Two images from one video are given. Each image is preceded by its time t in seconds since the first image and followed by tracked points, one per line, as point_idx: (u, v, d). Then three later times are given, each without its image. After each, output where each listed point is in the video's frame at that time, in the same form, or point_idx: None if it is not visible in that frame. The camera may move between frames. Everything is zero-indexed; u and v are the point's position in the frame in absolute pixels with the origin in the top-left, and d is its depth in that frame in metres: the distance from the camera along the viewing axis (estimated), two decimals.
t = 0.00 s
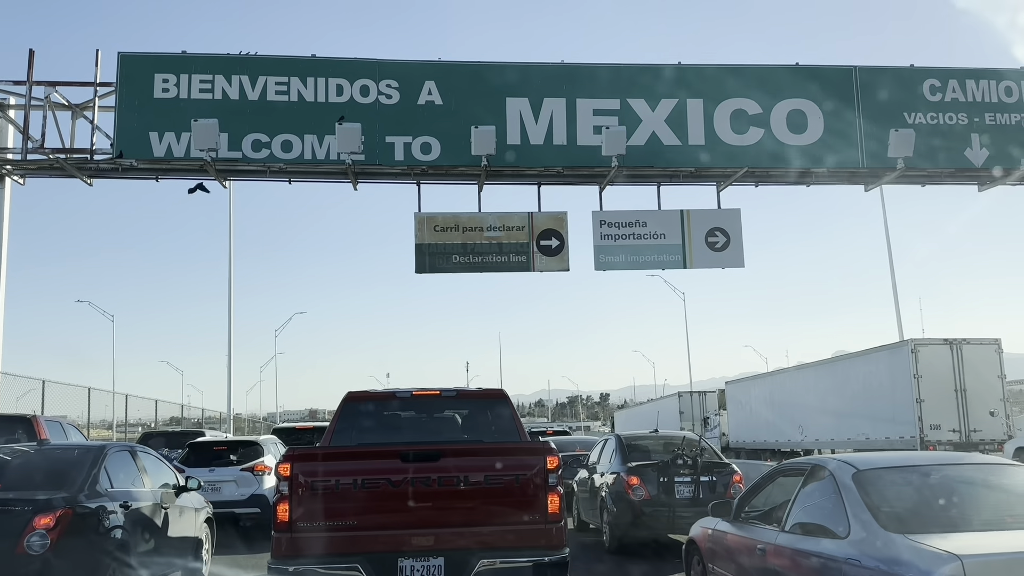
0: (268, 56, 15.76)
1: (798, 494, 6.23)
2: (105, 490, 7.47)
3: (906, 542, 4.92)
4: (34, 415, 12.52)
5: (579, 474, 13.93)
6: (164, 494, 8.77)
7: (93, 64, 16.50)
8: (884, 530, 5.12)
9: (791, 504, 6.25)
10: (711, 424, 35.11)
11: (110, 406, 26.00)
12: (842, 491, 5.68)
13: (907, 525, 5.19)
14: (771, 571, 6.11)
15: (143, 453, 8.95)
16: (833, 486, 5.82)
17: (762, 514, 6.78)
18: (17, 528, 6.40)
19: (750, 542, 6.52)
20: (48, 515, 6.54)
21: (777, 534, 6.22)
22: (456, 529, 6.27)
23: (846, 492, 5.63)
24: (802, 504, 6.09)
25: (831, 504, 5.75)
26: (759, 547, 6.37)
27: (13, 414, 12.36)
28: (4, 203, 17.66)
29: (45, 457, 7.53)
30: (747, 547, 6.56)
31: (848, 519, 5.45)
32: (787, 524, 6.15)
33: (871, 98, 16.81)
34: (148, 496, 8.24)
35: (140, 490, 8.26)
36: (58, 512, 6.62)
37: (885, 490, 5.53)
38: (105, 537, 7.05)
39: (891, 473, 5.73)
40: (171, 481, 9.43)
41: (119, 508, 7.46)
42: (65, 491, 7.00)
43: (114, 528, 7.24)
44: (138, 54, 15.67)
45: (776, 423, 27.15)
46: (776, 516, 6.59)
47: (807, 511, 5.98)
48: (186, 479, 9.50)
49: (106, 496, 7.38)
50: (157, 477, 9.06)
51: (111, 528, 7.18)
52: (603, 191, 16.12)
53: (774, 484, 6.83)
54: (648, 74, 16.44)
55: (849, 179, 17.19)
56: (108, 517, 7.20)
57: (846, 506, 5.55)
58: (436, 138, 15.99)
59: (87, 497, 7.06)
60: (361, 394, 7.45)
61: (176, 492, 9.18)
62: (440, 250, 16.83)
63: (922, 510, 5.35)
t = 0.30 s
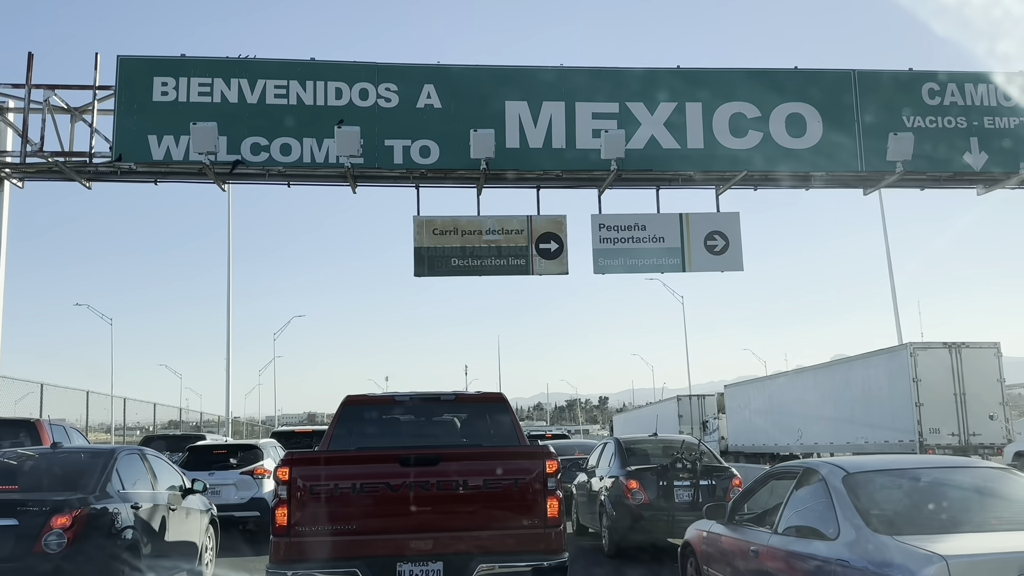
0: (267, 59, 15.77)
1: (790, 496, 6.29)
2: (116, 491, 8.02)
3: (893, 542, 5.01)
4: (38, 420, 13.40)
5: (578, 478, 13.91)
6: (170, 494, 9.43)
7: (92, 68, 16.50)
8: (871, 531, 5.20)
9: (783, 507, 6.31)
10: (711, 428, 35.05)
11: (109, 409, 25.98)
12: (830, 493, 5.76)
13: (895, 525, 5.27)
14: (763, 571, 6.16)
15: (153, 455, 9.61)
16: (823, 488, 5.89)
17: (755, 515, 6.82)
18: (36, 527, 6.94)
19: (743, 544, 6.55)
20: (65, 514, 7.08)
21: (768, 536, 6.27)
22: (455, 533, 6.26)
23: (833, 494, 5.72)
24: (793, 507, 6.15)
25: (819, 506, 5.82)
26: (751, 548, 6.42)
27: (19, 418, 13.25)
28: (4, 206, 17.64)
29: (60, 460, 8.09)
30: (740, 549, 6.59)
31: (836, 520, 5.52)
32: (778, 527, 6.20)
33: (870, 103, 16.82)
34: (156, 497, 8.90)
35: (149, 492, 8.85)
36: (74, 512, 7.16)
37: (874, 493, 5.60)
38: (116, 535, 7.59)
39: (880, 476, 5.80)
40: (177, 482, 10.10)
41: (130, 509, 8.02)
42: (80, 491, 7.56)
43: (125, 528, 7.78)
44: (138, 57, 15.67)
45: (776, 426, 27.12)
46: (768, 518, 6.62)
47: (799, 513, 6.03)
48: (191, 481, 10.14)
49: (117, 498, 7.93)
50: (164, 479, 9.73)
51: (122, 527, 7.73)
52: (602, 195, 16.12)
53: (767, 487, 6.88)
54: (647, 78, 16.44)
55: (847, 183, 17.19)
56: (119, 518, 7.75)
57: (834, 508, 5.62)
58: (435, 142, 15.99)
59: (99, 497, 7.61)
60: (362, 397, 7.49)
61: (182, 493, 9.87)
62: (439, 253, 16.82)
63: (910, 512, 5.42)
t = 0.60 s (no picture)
0: (268, 62, 15.73)
1: (787, 501, 6.24)
2: (126, 495, 8.51)
3: (891, 546, 4.96)
4: (43, 423, 13.76)
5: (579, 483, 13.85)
6: (177, 497, 9.89)
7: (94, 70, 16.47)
8: (869, 535, 5.16)
9: (781, 511, 6.25)
10: (712, 431, 34.95)
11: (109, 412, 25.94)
12: (827, 498, 5.71)
13: (894, 529, 5.22)
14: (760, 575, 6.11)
15: (160, 459, 10.12)
16: (819, 493, 5.84)
17: (753, 519, 6.76)
18: (52, 528, 7.39)
19: (742, 548, 6.50)
20: (79, 516, 7.53)
21: (766, 539, 6.22)
22: (455, 538, 6.21)
23: (831, 499, 5.66)
24: (791, 512, 6.10)
25: (817, 511, 5.77)
26: (749, 552, 6.37)
27: (24, 422, 13.61)
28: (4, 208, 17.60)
29: (71, 467, 8.60)
30: (739, 553, 6.53)
31: (834, 524, 5.47)
32: (776, 531, 6.15)
33: (873, 107, 16.78)
34: (165, 500, 9.44)
35: (157, 494, 9.36)
36: (88, 514, 7.61)
37: (871, 498, 5.55)
38: (127, 536, 8.04)
39: (876, 481, 5.75)
40: (183, 485, 10.56)
41: (139, 511, 8.50)
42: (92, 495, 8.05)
43: (135, 529, 8.25)
44: (139, 60, 15.65)
45: (778, 431, 27.02)
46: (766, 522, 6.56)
47: (796, 518, 5.98)
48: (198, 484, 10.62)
49: (127, 501, 8.42)
50: (171, 482, 10.21)
51: (132, 528, 8.20)
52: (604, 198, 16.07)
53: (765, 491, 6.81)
54: (649, 82, 16.41)
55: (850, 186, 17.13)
56: (129, 520, 8.22)
57: (831, 513, 5.57)
58: (437, 145, 15.95)
59: (110, 500, 8.09)
60: (361, 401, 7.42)
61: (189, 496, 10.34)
62: (440, 256, 16.77)
63: (908, 518, 5.37)
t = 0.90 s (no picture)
0: (269, 64, 15.70)
1: (788, 504, 6.18)
2: (136, 497, 8.69)
3: (892, 548, 4.91)
4: (51, 426, 13.76)
5: (581, 486, 13.78)
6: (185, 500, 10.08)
7: (95, 72, 16.44)
8: (869, 537, 5.10)
9: (782, 514, 6.19)
10: (714, 434, 34.85)
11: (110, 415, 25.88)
12: (828, 501, 5.64)
13: (894, 532, 5.17)
14: None
15: (169, 463, 10.33)
16: (820, 496, 5.78)
17: (755, 522, 6.69)
18: (65, 529, 7.60)
19: (742, 551, 6.44)
20: (90, 517, 7.73)
21: (767, 542, 6.15)
22: (457, 541, 6.14)
23: (831, 502, 5.60)
24: (791, 515, 6.04)
25: (817, 513, 5.71)
26: (749, 555, 6.31)
27: (32, 425, 13.63)
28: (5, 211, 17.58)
29: (81, 470, 8.82)
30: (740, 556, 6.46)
31: (833, 526, 5.41)
32: (776, 533, 6.09)
33: (876, 109, 16.73)
34: (172, 501, 9.59)
35: (166, 496, 9.58)
36: (100, 515, 7.82)
37: (871, 501, 5.49)
38: (138, 536, 8.24)
39: (876, 483, 5.68)
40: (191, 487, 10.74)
41: (150, 512, 8.72)
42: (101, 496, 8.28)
43: (145, 529, 8.46)
44: (140, 62, 15.63)
45: (780, 434, 26.91)
46: (766, 525, 6.50)
47: (796, 521, 5.92)
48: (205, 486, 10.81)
49: (137, 503, 8.61)
50: (179, 485, 10.40)
51: (144, 528, 8.41)
52: (606, 200, 16.01)
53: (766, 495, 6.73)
54: (651, 83, 16.37)
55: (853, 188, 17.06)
56: (140, 520, 8.43)
57: (831, 515, 5.51)
58: (439, 146, 15.91)
59: (120, 501, 8.32)
60: (364, 404, 7.33)
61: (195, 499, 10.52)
62: (442, 258, 16.71)
63: (908, 521, 5.30)
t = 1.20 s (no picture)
0: (269, 64, 15.64)
1: (790, 505, 6.09)
2: (140, 498, 8.69)
3: (895, 550, 4.83)
4: (56, 427, 13.78)
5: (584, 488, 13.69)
6: (190, 501, 10.05)
7: (95, 72, 16.38)
8: (872, 539, 5.02)
9: (784, 516, 6.10)
10: (716, 436, 34.76)
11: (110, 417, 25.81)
12: (830, 503, 5.56)
13: (897, 534, 5.09)
14: None
15: (174, 464, 10.30)
16: (823, 498, 5.69)
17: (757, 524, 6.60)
18: (74, 529, 7.70)
19: (745, 553, 6.35)
20: (99, 518, 7.83)
21: (769, 544, 6.06)
22: (461, 542, 6.07)
23: (833, 503, 5.52)
24: (794, 516, 5.95)
25: (819, 515, 5.62)
26: (751, 557, 6.22)
27: (38, 427, 13.65)
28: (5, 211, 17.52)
29: (89, 470, 8.87)
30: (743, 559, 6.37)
31: (835, 528, 5.33)
32: (779, 535, 6.00)
33: (880, 109, 16.64)
34: (176, 502, 9.56)
35: (172, 497, 9.58)
36: (108, 516, 7.92)
37: (874, 503, 5.41)
38: (144, 537, 8.31)
39: (880, 485, 5.60)
40: (196, 489, 10.68)
41: (156, 514, 8.76)
42: (109, 497, 8.33)
43: (152, 530, 8.52)
44: (140, 62, 15.56)
45: (783, 435, 26.81)
46: (769, 526, 6.41)
47: (799, 522, 5.83)
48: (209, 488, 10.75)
49: (142, 504, 8.61)
50: (184, 487, 10.36)
51: (150, 530, 8.47)
52: (608, 200, 15.92)
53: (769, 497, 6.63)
54: (653, 83, 16.31)
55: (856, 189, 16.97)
56: (147, 521, 8.49)
57: (833, 517, 5.43)
58: (440, 147, 15.83)
59: (128, 502, 8.38)
60: (365, 405, 7.30)
61: (199, 500, 10.47)
62: (443, 259, 16.64)
63: (912, 523, 5.21)
